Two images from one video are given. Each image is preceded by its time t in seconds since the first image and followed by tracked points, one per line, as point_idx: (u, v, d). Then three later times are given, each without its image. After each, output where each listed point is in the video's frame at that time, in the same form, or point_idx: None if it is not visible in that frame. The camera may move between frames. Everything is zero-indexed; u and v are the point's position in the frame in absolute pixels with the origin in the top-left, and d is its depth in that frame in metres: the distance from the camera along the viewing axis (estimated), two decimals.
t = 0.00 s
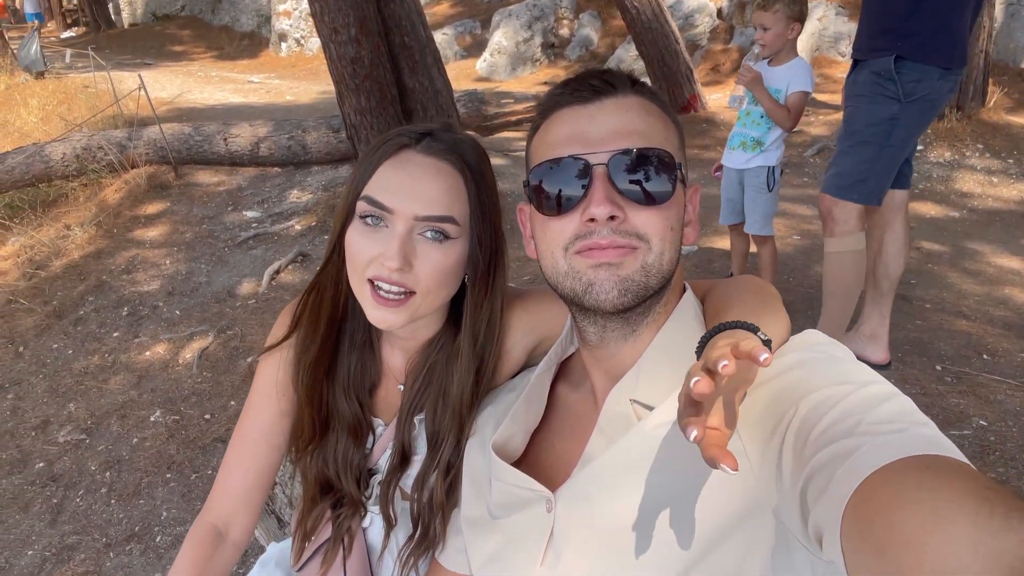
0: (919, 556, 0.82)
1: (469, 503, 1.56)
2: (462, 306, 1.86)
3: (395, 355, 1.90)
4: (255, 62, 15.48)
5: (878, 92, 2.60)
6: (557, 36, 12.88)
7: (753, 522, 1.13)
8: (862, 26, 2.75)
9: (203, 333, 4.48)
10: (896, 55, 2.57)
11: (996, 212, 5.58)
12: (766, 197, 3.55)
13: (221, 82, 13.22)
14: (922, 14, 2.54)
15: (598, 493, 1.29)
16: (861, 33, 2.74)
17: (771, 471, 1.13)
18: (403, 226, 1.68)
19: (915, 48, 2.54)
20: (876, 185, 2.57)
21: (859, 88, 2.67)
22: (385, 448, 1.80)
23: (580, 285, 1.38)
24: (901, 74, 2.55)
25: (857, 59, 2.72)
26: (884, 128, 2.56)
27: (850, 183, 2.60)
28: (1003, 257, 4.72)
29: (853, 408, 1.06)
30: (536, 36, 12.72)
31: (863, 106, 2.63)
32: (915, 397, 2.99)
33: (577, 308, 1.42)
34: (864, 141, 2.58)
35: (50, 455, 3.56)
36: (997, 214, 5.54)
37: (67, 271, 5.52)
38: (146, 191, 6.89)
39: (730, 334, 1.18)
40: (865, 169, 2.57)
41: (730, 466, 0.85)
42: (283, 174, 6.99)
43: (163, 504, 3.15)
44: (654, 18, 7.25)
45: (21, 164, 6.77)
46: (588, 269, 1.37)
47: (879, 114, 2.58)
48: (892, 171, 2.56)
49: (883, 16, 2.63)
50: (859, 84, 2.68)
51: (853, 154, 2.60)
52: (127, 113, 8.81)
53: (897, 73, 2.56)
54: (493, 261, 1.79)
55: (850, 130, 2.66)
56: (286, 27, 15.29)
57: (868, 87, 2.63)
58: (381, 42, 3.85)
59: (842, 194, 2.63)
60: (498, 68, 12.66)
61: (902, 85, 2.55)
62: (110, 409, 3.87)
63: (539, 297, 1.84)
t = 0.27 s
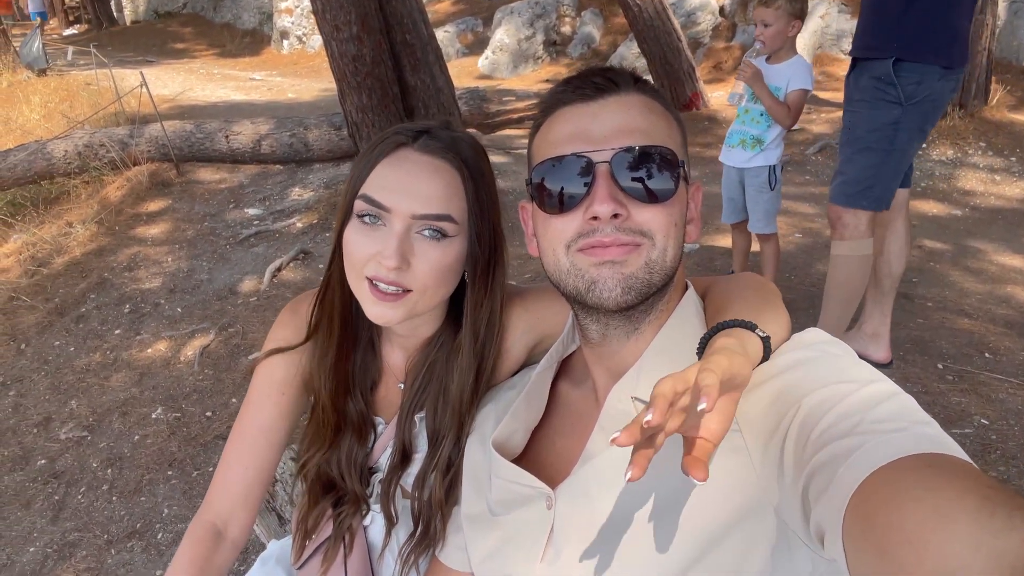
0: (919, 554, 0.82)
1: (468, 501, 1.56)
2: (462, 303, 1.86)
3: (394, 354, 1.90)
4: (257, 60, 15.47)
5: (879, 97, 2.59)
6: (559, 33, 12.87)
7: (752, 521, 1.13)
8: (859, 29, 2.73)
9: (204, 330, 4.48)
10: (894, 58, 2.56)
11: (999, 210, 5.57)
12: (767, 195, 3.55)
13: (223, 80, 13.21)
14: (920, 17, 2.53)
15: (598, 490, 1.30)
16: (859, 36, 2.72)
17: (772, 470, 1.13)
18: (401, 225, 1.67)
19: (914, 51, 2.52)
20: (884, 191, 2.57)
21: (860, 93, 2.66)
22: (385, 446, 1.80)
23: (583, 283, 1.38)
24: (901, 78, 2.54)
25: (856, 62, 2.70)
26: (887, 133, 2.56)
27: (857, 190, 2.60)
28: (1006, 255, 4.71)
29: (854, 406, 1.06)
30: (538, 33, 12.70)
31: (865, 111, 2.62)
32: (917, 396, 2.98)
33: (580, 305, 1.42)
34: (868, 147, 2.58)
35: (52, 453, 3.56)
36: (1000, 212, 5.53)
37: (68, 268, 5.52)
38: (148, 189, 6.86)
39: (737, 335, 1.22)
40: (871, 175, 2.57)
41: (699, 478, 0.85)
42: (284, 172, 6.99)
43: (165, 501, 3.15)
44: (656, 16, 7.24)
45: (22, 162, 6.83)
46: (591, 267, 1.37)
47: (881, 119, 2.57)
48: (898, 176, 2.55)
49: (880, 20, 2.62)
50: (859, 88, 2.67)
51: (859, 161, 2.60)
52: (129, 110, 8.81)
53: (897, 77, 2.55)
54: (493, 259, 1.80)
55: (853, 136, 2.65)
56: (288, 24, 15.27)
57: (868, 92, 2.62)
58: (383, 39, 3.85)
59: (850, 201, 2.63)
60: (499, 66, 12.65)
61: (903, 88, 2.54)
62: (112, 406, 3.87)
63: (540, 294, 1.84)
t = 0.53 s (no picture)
0: (921, 550, 0.82)
1: (469, 498, 1.56)
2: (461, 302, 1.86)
3: (393, 353, 1.90)
4: (257, 59, 15.47)
5: (881, 95, 2.59)
6: (559, 32, 12.87)
7: (754, 519, 1.14)
8: (866, 25, 2.73)
9: (204, 329, 4.48)
10: (898, 57, 2.55)
11: (998, 210, 5.57)
12: (771, 194, 3.54)
13: (223, 79, 13.21)
14: (925, 16, 2.52)
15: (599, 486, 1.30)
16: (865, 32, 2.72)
17: (774, 467, 1.14)
18: (397, 227, 1.67)
19: (917, 50, 2.52)
20: (882, 189, 2.58)
21: (863, 90, 2.66)
22: (385, 445, 1.80)
23: (584, 281, 1.38)
24: (904, 77, 2.54)
25: (861, 59, 2.70)
26: (888, 131, 2.56)
27: (855, 187, 2.62)
28: (1005, 254, 4.71)
29: (856, 404, 1.06)
30: (538, 33, 12.70)
31: (867, 110, 2.63)
32: (916, 395, 2.99)
33: (581, 303, 1.42)
34: (869, 145, 2.59)
35: (52, 451, 3.56)
36: (999, 212, 5.53)
37: (68, 267, 5.52)
38: (147, 188, 6.82)
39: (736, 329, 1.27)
40: (870, 173, 2.58)
41: (700, 466, 0.82)
42: (284, 171, 6.99)
43: (165, 500, 3.16)
44: (656, 15, 7.25)
45: (22, 160, 6.81)
46: (592, 265, 1.37)
47: (883, 118, 2.57)
48: (898, 175, 2.56)
49: (886, 18, 2.61)
50: (863, 85, 2.67)
51: (858, 158, 2.61)
52: (129, 109, 8.81)
53: (900, 77, 2.54)
54: (493, 259, 1.80)
55: (855, 134, 2.66)
56: (288, 23, 15.27)
57: (871, 90, 2.62)
58: (382, 38, 3.84)
59: (849, 198, 2.65)
60: (499, 65, 12.65)
61: (906, 88, 2.53)
62: (112, 405, 3.88)
63: (541, 292, 1.83)
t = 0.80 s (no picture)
0: (920, 552, 0.82)
1: (467, 499, 1.56)
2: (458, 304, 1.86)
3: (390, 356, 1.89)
4: (255, 59, 15.45)
5: (881, 98, 2.59)
6: (557, 33, 12.88)
7: (752, 521, 1.14)
8: (866, 27, 2.73)
9: (202, 329, 4.47)
10: (897, 60, 2.55)
11: (995, 211, 5.58)
12: (773, 195, 3.54)
13: (221, 79, 13.19)
14: (924, 20, 2.53)
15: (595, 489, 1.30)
16: (865, 34, 2.72)
17: (772, 468, 1.14)
18: (395, 225, 1.67)
19: (917, 53, 2.52)
20: (882, 190, 2.59)
21: (863, 93, 2.67)
22: (382, 448, 1.81)
23: (583, 281, 1.38)
24: (903, 80, 2.55)
25: (861, 62, 2.70)
26: (887, 134, 2.57)
27: (855, 189, 2.63)
28: (1002, 256, 4.72)
29: (853, 405, 1.06)
30: (536, 34, 12.71)
31: (867, 112, 2.63)
32: (913, 396, 2.99)
33: (580, 303, 1.42)
34: (869, 147, 2.59)
35: (49, 452, 3.56)
36: (996, 213, 5.54)
37: (65, 268, 5.51)
38: (145, 188, 6.82)
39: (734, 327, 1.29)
40: (870, 175, 2.58)
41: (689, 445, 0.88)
42: (282, 171, 6.98)
43: (162, 501, 3.15)
44: (654, 16, 7.25)
45: (19, 161, 6.81)
46: (591, 265, 1.37)
47: (882, 120, 2.58)
48: (897, 177, 2.57)
49: (886, 20, 2.61)
50: (862, 88, 2.67)
51: (858, 160, 2.62)
52: (126, 109, 8.80)
53: (899, 79, 2.55)
54: (491, 260, 1.81)
55: (855, 136, 2.66)
56: (285, 24, 15.26)
57: (871, 93, 2.62)
58: (380, 39, 3.84)
59: (849, 200, 2.65)
60: (497, 66, 12.66)
61: (905, 91, 2.54)
62: (109, 406, 3.87)
63: (539, 293, 1.83)
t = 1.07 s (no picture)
0: (917, 552, 0.83)
1: (466, 497, 1.57)
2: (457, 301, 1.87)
3: (392, 351, 1.91)
4: (252, 60, 15.44)
5: (878, 99, 2.60)
6: (553, 35, 12.91)
7: (750, 519, 1.14)
8: (863, 28, 2.74)
9: (199, 330, 4.47)
10: (894, 61, 2.56)
11: (991, 212, 5.61)
12: (773, 196, 3.56)
13: (217, 81, 13.18)
14: (921, 20, 2.54)
15: (593, 487, 1.30)
16: (862, 35, 2.73)
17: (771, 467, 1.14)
18: (395, 221, 1.67)
19: (914, 54, 2.53)
20: (879, 191, 2.60)
21: (859, 94, 2.68)
22: (382, 444, 1.80)
23: (581, 279, 1.39)
24: (900, 81, 2.56)
25: (858, 63, 2.71)
26: (884, 134, 2.58)
27: (853, 190, 2.63)
28: (998, 256, 4.74)
29: (853, 404, 1.07)
30: (533, 36, 12.72)
31: (864, 113, 2.64)
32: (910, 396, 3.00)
33: (577, 302, 1.43)
34: (866, 148, 2.60)
35: (46, 453, 3.55)
36: (992, 214, 5.57)
37: (62, 269, 5.50)
38: (141, 189, 6.79)
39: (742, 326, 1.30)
40: (868, 175, 2.59)
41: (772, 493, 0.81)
42: (279, 173, 6.99)
43: (159, 502, 3.15)
44: (651, 18, 7.27)
45: (16, 162, 6.79)
46: (590, 263, 1.38)
47: (879, 121, 2.59)
48: (895, 177, 2.58)
49: (883, 21, 2.62)
50: (859, 89, 2.69)
51: (855, 161, 2.63)
52: (123, 111, 8.79)
53: (896, 81, 2.56)
54: (490, 257, 1.81)
55: (852, 137, 2.68)
56: (282, 25, 15.25)
57: (868, 94, 2.64)
58: (377, 40, 3.84)
59: (847, 200, 2.66)
60: (494, 68, 12.67)
61: (902, 92, 2.55)
62: (106, 407, 3.86)
63: (538, 292, 1.84)
